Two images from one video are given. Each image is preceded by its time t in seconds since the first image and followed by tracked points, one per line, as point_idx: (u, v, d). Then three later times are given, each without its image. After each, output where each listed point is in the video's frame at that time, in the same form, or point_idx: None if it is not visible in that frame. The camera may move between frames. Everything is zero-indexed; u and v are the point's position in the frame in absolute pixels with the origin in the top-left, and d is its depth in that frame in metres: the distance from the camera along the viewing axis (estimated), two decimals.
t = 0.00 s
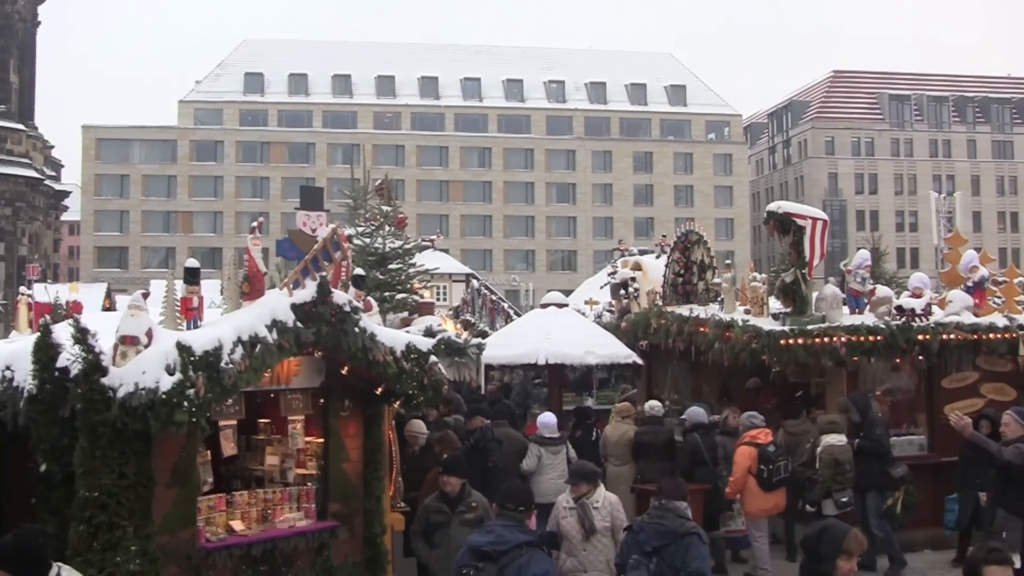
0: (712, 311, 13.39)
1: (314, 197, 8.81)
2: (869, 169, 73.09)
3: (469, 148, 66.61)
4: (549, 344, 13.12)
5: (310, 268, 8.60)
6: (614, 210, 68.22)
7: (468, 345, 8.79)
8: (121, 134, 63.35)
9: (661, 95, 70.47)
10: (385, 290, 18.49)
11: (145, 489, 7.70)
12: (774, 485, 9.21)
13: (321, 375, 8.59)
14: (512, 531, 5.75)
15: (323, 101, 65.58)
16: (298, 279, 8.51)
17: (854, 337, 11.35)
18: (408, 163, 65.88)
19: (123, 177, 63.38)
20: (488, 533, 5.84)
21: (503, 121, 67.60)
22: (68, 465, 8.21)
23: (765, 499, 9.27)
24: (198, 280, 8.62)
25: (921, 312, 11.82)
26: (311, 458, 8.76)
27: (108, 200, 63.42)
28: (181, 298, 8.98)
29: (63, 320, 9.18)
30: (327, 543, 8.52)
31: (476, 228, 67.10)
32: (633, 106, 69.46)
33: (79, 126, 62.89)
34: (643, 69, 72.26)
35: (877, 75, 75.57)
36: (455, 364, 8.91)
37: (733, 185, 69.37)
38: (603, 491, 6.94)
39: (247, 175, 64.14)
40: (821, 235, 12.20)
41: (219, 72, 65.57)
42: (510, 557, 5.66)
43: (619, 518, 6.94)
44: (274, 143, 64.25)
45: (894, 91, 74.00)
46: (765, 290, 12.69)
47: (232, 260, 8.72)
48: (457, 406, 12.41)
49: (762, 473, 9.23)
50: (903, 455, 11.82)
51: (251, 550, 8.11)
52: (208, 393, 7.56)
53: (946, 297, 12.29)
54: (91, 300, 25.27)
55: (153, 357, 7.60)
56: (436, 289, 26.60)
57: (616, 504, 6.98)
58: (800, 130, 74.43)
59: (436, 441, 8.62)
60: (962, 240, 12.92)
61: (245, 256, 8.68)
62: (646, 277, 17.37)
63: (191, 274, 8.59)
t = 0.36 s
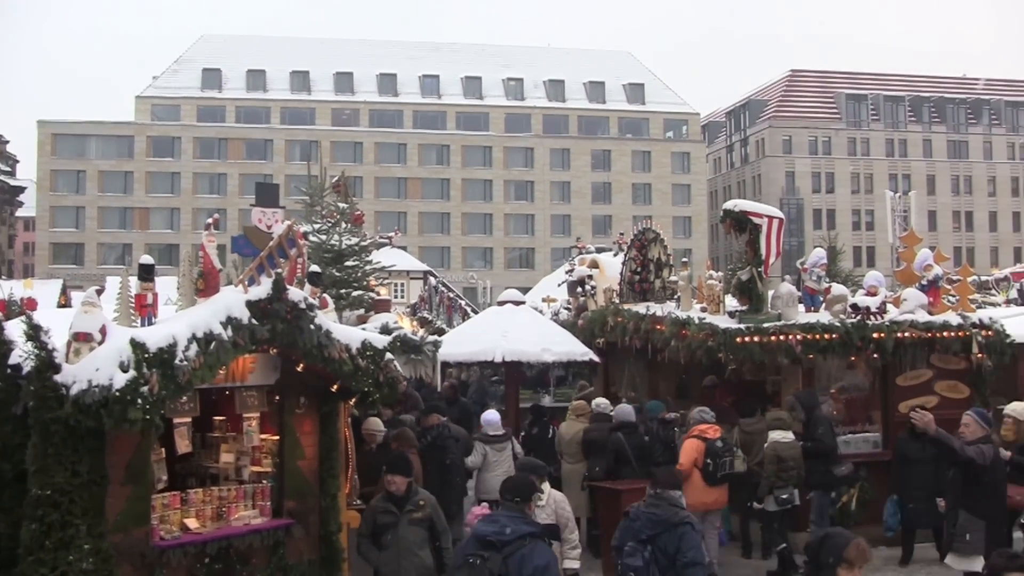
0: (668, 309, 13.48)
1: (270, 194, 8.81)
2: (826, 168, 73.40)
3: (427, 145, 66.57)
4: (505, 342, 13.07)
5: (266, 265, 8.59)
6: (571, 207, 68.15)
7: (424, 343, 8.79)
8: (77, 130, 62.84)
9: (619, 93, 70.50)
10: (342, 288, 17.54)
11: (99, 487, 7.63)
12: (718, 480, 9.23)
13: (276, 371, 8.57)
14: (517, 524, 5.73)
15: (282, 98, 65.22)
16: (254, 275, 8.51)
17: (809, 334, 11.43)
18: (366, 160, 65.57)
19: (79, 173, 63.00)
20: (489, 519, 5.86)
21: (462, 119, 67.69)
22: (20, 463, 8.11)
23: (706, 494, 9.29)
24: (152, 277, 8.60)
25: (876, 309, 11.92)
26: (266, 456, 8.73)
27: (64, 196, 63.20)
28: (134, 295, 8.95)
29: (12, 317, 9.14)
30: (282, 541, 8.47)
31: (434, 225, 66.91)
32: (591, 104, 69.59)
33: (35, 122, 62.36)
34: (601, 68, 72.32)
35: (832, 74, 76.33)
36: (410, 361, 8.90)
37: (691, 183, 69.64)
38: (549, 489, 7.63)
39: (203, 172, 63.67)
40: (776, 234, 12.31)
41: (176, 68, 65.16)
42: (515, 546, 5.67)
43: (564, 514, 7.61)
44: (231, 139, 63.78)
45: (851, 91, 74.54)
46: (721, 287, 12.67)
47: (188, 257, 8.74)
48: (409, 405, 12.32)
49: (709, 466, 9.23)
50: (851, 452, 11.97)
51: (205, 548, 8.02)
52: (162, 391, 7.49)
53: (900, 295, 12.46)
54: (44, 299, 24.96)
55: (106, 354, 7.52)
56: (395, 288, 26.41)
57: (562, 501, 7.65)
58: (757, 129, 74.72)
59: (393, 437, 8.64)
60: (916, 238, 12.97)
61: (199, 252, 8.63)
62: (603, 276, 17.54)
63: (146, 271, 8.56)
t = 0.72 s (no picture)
0: (627, 308, 13.54)
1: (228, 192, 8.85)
2: (785, 168, 73.77)
3: (386, 145, 66.51)
4: (462, 341, 13.06)
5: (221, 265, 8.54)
6: (530, 207, 68.16)
7: (380, 342, 8.80)
8: (33, 127, 62.48)
9: (578, 93, 70.78)
10: (298, 287, 17.13)
11: (52, 487, 7.53)
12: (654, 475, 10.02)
13: (231, 371, 8.53)
14: (504, 507, 5.81)
15: (240, 96, 64.85)
16: (209, 274, 8.42)
17: (766, 334, 11.46)
18: (325, 159, 65.37)
19: (35, 171, 62.58)
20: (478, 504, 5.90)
21: (420, 118, 67.44)
22: None
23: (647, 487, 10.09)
24: (106, 276, 8.57)
25: (832, 310, 12.04)
26: (222, 455, 8.67)
27: (19, 194, 62.58)
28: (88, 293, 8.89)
29: None
30: (238, 540, 8.41)
31: (392, 224, 66.93)
32: (550, 104, 69.65)
33: None
34: (560, 68, 72.53)
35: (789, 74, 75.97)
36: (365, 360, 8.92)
37: (649, 183, 69.92)
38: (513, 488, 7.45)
39: (161, 170, 63.56)
40: (733, 234, 12.25)
41: (134, 64, 64.73)
42: (504, 530, 5.76)
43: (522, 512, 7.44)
44: (189, 137, 63.61)
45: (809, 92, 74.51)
46: (678, 288, 12.76)
47: (143, 255, 8.69)
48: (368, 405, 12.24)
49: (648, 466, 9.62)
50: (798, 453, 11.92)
51: (161, 548, 7.95)
52: (117, 390, 7.38)
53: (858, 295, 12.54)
54: None
55: (60, 353, 7.39)
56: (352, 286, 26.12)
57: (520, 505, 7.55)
58: (716, 130, 74.63)
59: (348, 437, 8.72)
60: (873, 240, 13.07)
61: (154, 251, 8.61)
62: (561, 275, 17.34)
63: (100, 269, 8.54)
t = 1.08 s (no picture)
0: (585, 308, 13.57)
1: (184, 191, 8.80)
2: (744, 170, 73.79)
3: (345, 144, 66.29)
4: (421, 341, 13.03)
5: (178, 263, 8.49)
6: (490, 208, 68.13)
7: (338, 342, 8.88)
8: None
9: (539, 94, 70.57)
10: (254, 287, 15.38)
11: (6, 487, 7.36)
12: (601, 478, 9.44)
13: (188, 370, 8.51)
14: (482, 496, 6.19)
15: (199, 93, 64.32)
16: (166, 273, 8.34)
17: (723, 335, 11.53)
18: (285, 158, 65.13)
19: None
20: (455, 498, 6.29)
21: (380, 118, 67.23)
22: None
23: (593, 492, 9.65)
24: (62, 274, 8.55)
25: (790, 311, 12.13)
26: (178, 455, 8.68)
27: None
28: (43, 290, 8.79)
29: None
30: (194, 541, 8.37)
31: (351, 224, 66.86)
32: (511, 104, 69.46)
33: None
34: (520, 67, 72.30)
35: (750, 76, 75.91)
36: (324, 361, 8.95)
37: (609, 184, 70.08)
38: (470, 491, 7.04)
39: (120, 167, 63.20)
40: (691, 235, 12.27)
41: (93, 62, 64.06)
42: (480, 519, 6.12)
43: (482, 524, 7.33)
44: (148, 135, 63.22)
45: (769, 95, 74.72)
46: (636, 289, 12.79)
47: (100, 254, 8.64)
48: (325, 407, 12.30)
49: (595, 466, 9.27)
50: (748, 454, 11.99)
51: (116, 548, 7.88)
52: (73, 389, 7.32)
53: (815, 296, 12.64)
54: None
55: (14, 351, 7.26)
56: (313, 286, 25.82)
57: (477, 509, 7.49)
58: (676, 131, 74.67)
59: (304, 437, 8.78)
60: (830, 241, 13.17)
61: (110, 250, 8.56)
62: (519, 275, 16.92)
63: (56, 268, 8.53)
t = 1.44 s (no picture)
0: (548, 309, 13.65)
1: (145, 191, 8.72)
2: (706, 172, 73.95)
3: (310, 145, 65.90)
4: (383, 342, 12.99)
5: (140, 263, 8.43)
6: (453, 209, 68.16)
7: (300, 343, 8.86)
8: None
9: (503, 95, 70.30)
10: (216, 288, 15.89)
11: None
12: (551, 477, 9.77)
13: (148, 370, 8.45)
14: (479, 491, 6.42)
15: (163, 93, 63.73)
16: (127, 274, 8.26)
17: (685, 338, 11.56)
18: (248, 158, 64.83)
19: None
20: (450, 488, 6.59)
21: (344, 118, 66.99)
22: None
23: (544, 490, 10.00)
24: (22, 274, 8.49)
25: (752, 313, 12.15)
26: (139, 456, 8.63)
27: None
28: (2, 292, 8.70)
29: None
30: (154, 542, 8.33)
31: (314, 224, 66.65)
32: (475, 105, 69.29)
33: None
34: (483, 68, 72.04)
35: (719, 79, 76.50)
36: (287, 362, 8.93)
37: (572, 186, 70.21)
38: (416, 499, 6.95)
39: (82, 167, 62.61)
40: (654, 237, 12.32)
41: (55, 60, 62.99)
42: (473, 514, 6.35)
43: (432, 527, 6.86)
44: (111, 134, 62.64)
45: (733, 97, 74.94)
46: (599, 291, 12.84)
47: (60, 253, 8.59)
48: (283, 408, 12.30)
49: (547, 463, 9.75)
50: (709, 454, 12.00)
51: (75, 549, 7.76)
52: (32, 389, 7.22)
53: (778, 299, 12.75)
54: None
55: None
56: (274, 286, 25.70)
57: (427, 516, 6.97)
58: (639, 133, 74.63)
59: (264, 439, 8.87)
60: (793, 244, 13.20)
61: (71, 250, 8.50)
62: (482, 277, 17.01)
63: (16, 267, 8.45)
